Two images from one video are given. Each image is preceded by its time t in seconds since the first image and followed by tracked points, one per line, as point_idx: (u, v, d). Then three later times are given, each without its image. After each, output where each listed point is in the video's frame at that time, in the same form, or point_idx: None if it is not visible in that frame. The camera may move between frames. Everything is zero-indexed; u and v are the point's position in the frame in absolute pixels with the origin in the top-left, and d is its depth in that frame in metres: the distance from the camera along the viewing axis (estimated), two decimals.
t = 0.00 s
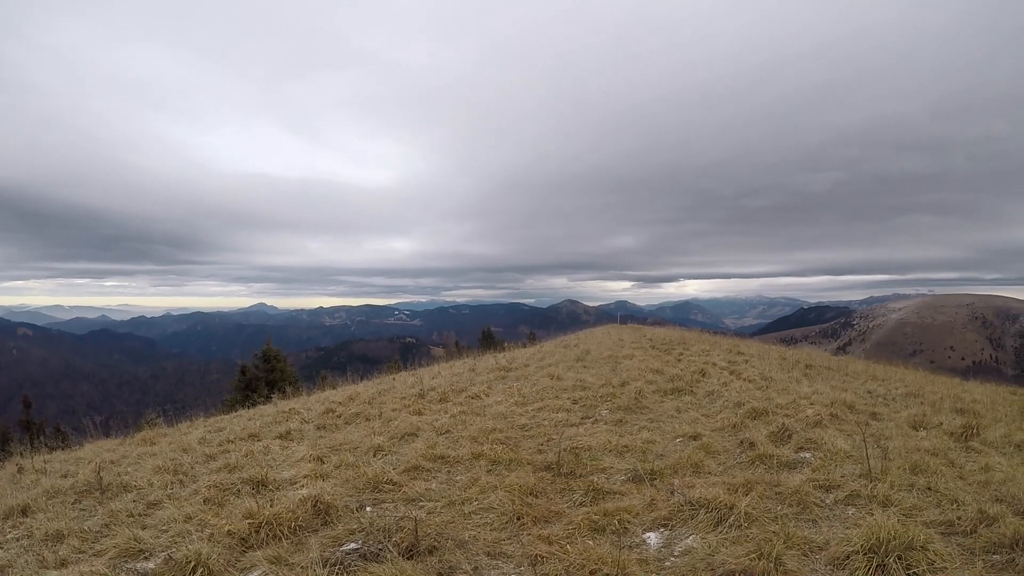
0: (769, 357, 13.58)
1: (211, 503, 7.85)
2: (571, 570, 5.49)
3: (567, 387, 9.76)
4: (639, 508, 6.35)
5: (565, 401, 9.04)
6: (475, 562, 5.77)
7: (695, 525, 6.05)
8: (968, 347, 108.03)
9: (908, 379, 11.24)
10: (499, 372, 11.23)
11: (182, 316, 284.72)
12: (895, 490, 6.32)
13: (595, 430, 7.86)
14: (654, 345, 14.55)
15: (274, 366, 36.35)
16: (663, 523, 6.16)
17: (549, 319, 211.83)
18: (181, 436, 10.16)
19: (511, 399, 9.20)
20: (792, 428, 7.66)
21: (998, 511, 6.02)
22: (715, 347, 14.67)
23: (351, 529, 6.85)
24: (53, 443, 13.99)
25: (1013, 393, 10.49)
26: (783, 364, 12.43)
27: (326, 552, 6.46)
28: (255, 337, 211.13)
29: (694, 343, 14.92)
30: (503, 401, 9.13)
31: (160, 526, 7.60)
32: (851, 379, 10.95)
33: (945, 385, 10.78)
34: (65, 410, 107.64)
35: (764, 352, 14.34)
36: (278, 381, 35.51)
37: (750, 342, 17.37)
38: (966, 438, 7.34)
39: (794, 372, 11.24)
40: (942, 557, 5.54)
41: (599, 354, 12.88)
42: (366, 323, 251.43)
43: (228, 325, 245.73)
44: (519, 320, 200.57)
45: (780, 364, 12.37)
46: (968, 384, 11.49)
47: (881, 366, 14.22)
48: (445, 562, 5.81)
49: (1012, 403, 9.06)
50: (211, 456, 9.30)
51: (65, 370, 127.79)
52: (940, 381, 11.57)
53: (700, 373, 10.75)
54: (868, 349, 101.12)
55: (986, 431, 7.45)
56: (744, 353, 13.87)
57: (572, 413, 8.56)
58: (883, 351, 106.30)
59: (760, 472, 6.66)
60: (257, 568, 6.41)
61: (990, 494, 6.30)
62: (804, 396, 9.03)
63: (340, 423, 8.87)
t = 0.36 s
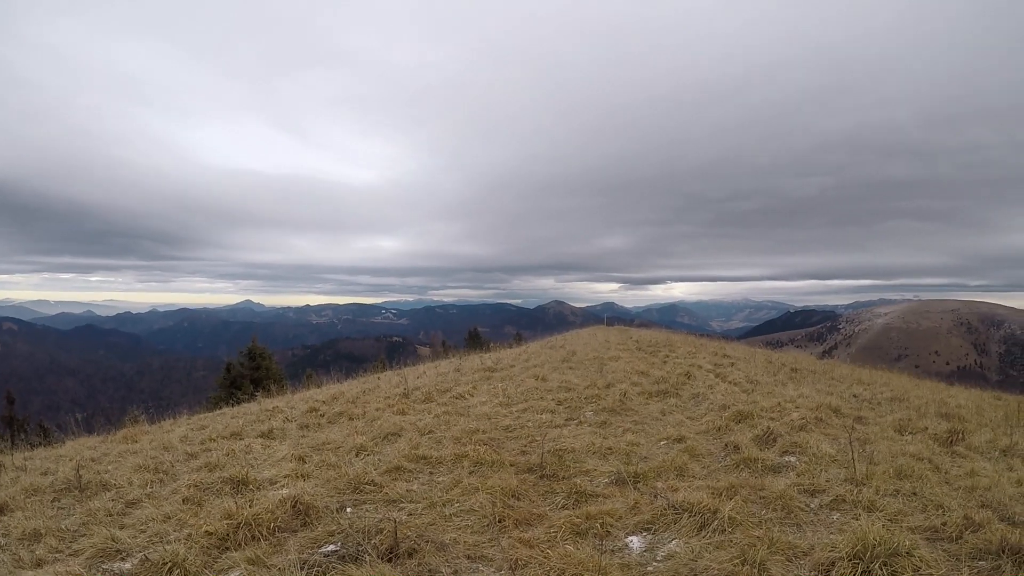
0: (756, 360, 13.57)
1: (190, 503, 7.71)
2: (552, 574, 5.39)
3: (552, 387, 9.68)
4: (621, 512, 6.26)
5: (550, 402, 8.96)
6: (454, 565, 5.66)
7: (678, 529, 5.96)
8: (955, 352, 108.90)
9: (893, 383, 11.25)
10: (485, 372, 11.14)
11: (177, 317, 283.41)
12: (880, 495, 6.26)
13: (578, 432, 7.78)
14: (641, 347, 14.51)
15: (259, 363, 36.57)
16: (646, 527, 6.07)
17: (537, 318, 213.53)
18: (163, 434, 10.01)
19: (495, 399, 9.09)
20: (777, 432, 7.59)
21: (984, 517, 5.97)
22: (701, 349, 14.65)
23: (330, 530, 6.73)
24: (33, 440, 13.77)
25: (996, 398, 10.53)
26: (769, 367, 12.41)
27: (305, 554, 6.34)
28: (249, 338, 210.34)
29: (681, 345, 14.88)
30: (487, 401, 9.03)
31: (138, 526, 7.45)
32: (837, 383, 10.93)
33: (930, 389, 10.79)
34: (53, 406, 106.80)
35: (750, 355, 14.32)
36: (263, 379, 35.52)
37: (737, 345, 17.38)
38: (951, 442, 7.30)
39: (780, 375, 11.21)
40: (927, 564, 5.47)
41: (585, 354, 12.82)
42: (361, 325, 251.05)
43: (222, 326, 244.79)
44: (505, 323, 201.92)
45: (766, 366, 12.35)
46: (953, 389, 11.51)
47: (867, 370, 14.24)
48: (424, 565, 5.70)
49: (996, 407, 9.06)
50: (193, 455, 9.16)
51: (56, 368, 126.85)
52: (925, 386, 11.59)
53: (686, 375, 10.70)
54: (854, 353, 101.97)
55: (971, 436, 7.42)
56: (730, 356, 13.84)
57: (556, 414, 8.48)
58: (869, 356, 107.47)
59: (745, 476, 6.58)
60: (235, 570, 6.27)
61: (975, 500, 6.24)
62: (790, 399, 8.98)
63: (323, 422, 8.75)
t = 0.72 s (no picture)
0: (740, 351, 13.56)
1: (174, 514, 7.57)
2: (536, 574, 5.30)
3: (536, 385, 9.61)
4: (606, 509, 6.18)
5: (533, 400, 8.88)
6: (439, 568, 5.56)
7: (664, 525, 5.89)
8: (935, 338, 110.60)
9: (877, 371, 11.28)
10: (469, 372, 11.06)
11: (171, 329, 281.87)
12: (866, 484, 6.21)
13: (562, 430, 7.70)
14: (625, 342, 14.48)
15: (243, 370, 36.70)
16: (632, 523, 5.99)
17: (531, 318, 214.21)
18: (146, 446, 9.87)
19: (479, 399, 9.00)
20: (762, 424, 7.54)
21: (970, 503, 5.94)
22: (685, 342, 14.65)
23: (314, 537, 6.63)
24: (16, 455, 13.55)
25: (978, 383, 10.60)
26: (753, 358, 12.40)
27: (288, 562, 6.23)
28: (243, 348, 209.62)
29: (666, 339, 14.85)
30: (471, 401, 8.94)
31: (122, 539, 7.30)
32: (821, 372, 10.92)
33: (913, 376, 10.83)
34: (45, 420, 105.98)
35: (735, 348, 14.31)
36: (248, 385, 35.61)
37: (722, 338, 17.39)
38: (935, 429, 7.29)
39: (764, 367, 11.20)
40: (915, 553, 5.42)
41: (569, 351, 12.77)
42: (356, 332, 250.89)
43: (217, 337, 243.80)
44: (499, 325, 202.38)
45: (750, 358, 12.33)
46: (936, 376, 11.57)
47: (851, 359, 14.31)
48: (408, 569, 5.59)
49: (978, 392, 9.10)
50: (177, 465, 9.03)
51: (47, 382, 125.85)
52: (908, 373, 11.64)
53: (670, 369, 10.66)
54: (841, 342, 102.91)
55: (955, 422, 7.42)
56: (714, 348, 13.83)
57: (540, 412, 8.40)
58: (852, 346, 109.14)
59: (730, 469, 6.51)
60: None
61: (961, 486, 6.22)
62: (775, 390, 8.93)
63: (307, 428, 8.63)
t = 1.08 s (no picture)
0: (719, 356, 13.58)
1: (146, 504, 7.45)
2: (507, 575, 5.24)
3: (515, 384, 9.55)
4: (580, 510, 6.12)
5: (511, 398, 8.81)
6: (410, 566, 5.48)
7: (638, 527, 5.83)
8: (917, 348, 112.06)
9: (855, 379, 11.34)
10: (448, 368, 10.98)
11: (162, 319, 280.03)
12: (841, 491, 6.18)
13: (539, 429, 7.63)
14: (606, 343, 14.45)
15: (222, 360, 36.63)
16: (606, 525, 5.94)
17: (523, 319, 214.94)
18: (121, 435, 9.74)
19: (457, 396, 8.92)
20: (740, 428, 7.50)
21: (944, 513, 5.94)
22: (665, 345, 14.66)
23: (286, 531, 6.53)
24: None
25: (953, 393, 10.70)
26: (732, 363, 12.42)
27: (259, 556, 6.12)
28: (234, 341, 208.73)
29: (647, 342, 14.83)
30: (449, 398, 8.86)
31: (92, 529, 7.15)
32: (800, 378, 10.94)
33: (891, 385, 10.90)
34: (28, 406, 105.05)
35: (716, 352, 14.32)
36: (226, 376, 35.73)
37: (704, 342, 17.43)
38: (912, 438, 7.30)
39: (742, 371, 11.21)
40: (888, 561, 5.39)
41: (549, 351, 12.72)
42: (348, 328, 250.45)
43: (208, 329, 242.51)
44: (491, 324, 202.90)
45: (729, 363, 12.35)
46: (913, 385, 11.66)
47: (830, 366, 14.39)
48: (380, 566, 5.51)
49: (953, 402, 9.16)
50: (151, 455, 8.91)
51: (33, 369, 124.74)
52: (886, 382, 11.72)
53: (649, 372, 10.63)
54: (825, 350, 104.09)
55: (932, 432, 7.44)
56: (694, 352, 13.83)
57: (518, 410, 8.34)
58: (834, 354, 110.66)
59: (706, 473, 6.47)
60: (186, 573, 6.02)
61: (937, 496, 6.20)
62: (753, 395, 8.92)
63: (283, 420, 8.53)
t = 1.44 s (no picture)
0: (696, 354, 13.64)
1: (116, 504, 7.32)
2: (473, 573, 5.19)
3: (489, 382, 9.50)
4: (551, 507, 6.08)
5: (485, 396, 8.77)
6: (379, 564, 5.40)
7: (607, 525, 5.80)
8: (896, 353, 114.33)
9: (829, 377, 11.42)
10: (423, 366, 10.91)
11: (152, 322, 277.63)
12: (811, 489, 6.17)
13: (512, 427, 7.59)
14: (582, 341, 14.44)
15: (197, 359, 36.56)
16: (575, 523, 5.90)
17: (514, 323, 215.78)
18: (93, 434, 9.60)
19: (431, 394, 8.85)
20: (713, 426, 7.51)
21: (913, 509, 5.95)
22: (642, 343, 14.69)
23: (256, 530, 6.43)
24: None
25: (925, 391, 10.84)
26: (708, 361, 12.46)
27: (228, 555, 6.02)
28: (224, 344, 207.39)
29: (623, 341, 14.84)
30: (423, 396, 8.80)
31: (62, 529, 7.00)
32: (775, 377, 10.98)
33: (865, 383, 11.00)
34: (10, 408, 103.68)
35: (693, 351, 14.36)
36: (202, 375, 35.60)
37: (682, 341, 17.49)
38: (884, 436, 7.37)
39: (717, 370, 11.25)
40: (857, 557, 5.38)
41: (525, 349, 12.68)
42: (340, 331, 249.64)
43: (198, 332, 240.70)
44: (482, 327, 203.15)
45: (705, 361, 12.39)
46: (886, 384, 11.78)
47: (806, 365, 14.49)
48: (348, 564, 5.41)
49: (925, 401, 9.26)
50: (123, 454, 8.79)
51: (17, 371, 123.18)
52: (860, 380, 11.83)
53: (624, 370, 10.64)
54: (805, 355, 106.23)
55: (904, 430, 7.52)
56: (671, 351, 13.85)
57: (492, 408, 8.31)
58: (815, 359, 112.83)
59: (677, 470, 6.45)
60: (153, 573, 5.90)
61: (907, 493, 6.22)
62: (727, 393, 8.94)
63: (257, 419, 8.43)
